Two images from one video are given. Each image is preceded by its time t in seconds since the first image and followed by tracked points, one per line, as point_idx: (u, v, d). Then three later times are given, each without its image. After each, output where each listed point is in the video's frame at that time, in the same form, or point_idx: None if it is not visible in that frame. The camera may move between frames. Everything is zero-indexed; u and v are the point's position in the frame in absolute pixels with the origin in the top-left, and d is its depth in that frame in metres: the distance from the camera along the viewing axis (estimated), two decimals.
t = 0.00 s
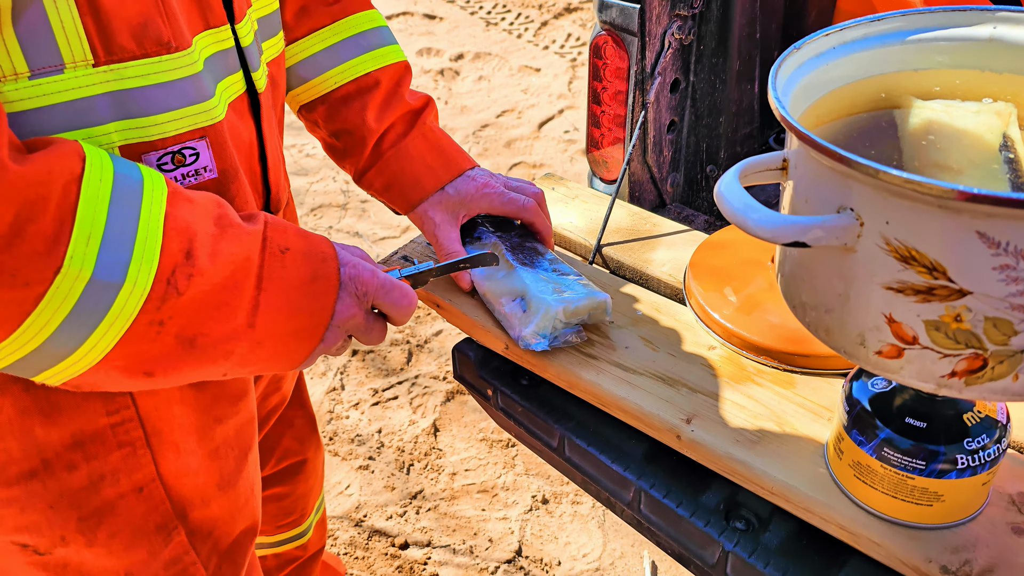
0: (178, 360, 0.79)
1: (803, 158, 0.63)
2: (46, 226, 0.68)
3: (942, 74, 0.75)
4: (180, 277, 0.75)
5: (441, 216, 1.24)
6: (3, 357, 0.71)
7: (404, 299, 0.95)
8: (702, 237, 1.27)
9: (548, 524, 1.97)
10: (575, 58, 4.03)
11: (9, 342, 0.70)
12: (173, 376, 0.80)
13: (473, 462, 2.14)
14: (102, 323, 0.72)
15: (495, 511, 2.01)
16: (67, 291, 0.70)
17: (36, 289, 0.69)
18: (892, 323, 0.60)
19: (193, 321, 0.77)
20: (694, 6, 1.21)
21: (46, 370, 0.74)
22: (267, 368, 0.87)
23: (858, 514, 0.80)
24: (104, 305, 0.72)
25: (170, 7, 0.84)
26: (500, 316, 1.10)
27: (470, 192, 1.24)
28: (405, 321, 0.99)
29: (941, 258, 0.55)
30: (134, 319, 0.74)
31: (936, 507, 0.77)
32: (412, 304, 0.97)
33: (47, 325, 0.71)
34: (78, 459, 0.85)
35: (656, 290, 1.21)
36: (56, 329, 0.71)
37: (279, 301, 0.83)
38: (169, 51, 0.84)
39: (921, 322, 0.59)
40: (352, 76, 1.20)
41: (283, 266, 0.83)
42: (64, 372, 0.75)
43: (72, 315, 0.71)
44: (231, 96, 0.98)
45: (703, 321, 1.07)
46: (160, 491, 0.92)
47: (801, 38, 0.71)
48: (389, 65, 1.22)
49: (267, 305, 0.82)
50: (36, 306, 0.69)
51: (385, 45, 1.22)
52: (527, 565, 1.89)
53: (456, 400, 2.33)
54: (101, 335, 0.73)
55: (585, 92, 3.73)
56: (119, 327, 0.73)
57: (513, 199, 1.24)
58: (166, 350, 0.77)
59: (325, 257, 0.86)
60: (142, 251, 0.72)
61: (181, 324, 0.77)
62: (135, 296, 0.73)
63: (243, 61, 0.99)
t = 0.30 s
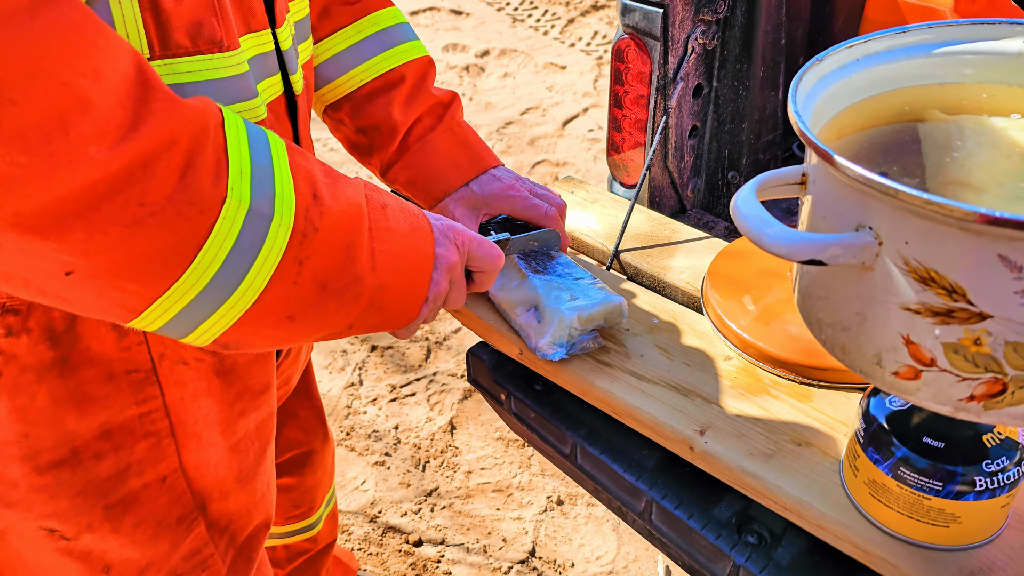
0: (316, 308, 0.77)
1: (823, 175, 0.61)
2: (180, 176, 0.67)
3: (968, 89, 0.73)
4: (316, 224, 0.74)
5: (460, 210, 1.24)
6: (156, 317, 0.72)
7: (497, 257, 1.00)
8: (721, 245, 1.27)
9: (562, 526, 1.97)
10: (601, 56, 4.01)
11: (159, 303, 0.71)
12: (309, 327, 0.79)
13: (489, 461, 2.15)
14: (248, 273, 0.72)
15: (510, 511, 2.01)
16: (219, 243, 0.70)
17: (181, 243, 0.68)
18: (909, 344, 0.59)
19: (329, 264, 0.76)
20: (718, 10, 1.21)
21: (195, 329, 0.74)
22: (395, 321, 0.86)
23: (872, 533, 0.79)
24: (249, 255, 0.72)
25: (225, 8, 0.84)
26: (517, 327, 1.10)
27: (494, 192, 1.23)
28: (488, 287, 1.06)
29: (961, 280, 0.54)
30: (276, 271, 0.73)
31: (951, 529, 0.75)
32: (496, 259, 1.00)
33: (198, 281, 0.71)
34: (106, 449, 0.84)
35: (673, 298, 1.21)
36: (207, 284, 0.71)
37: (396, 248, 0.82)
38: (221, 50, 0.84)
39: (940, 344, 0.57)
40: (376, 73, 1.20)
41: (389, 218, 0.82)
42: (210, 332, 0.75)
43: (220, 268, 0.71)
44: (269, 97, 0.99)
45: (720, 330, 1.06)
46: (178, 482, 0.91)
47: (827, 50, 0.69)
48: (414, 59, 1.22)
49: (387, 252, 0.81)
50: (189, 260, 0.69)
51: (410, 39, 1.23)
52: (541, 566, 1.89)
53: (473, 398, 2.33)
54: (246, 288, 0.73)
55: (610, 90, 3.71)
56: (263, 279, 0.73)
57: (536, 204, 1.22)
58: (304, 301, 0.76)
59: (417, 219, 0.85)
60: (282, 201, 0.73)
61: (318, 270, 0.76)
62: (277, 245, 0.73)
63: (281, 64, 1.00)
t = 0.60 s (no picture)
0: (375, 267, 0.80)
1: (835, 176, 0.60)
2: (261, 118, 0.69)
3: (986, 88, 0.71)
4: (376, 179, 0.78)
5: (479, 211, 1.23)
6: (231, 266, 0.74)
7: (540, 235, 1.05)
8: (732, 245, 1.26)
9: (570, 525, 1.96)
10: (614, 53, 3.99)
11: (236, 250, 0.72)
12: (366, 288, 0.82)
13: (497, 459, 2.14)
14: (319, 221, 0.75)
15: (517, 510, 2.01)
16: (295, 188, 0.72)
17: (258, 188, 0.70)
18: (923, 348, 0.58)
19: (387, 224, 0.79)
20: (730, 7, 1.20)
21: (267, 279, 0.76)
22: (446, 286, 0.91)
23: (883, 539, 0.78)
24: (321, 202, 0.74)
25: None
26: (546, 319, 1.09)
27: (512, 190, 1.22)
28: (529, 267, 1.10)
29: (977, 283, 0.53)
30: (345, 219, 0.76)
31: (964, 536, 0.74)
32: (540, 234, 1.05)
33: (275, 227, 0.73)
34: (128, 421, 0.84)
35: (684, 298, 1.19)
36: (282, 231, 0.73)
37: (445, 214, 0.87)
38: (258, 26, 0.84)
39: (954, 349, 0.56)
40: (388, 74, 1.20)
41: (435, 188, 0.87)
42: (280, 283, 0.78)
43: (296, 216, 0.73)
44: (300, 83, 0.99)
45: (729, 330, 1.05)
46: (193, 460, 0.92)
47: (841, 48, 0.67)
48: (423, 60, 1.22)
49: (437, 217, 0.86)
50: (267, 204, 0.71)
51: (420, 40, 1.23)
52: (548, 565, 1.88)
53: (482, 396, 2.33)
54: (318, 236, 0.75)
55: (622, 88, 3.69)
56: (333, 226, 0.76)
57: (556, 198, 1.22)
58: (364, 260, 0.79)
59: (461, 192, 0.91)
60: (348, 151, 0.76)
61: (378, 229, 0.79)
62: (346, 192, 0.75)
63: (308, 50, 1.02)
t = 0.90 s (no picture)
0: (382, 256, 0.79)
1: (840, 175, 0.59)
2: (275, 97, 0.67)
3: (997, 87, 0.70)
4: (389, 163, 0.77)
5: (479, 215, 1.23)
6: (241, 247, 0.72)
7: (550, 232, 1.04)
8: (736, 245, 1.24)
9: (571, 525, 1.95)
10: (616, 50, 3.97)
11: (247, 230, 0.71)
12: (377, 276, 0.81)
13: (498, 459, 2.13)
14: (338, 193, 0.73)
15: (518, 509, 2.00)
16: (308, 167, 0.71)
17: (270, 167, 0.68)
18: (934, 354, 0.56)
19: (399, 212, 0.79)
20: (735, 5, 1.19)
21: (276, 262, 0.75)
22: (457, 279, 0.92)
23: (890, 546, 0.77)
24: (334, 183, 0.73)
25: None
26: (548, 323, 1.07)
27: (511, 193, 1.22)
28: (540, 267, 1.08)
29: (990, 287, 0.51)
30: (357, 202, 0.75)
31: (973, 543, 0.72)
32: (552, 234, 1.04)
33: (287, 206, 0.71)
34: (134, 405, 0.83)
35: (686, 298, 1.18)
36: (295, 210, 0.72)
37: (456, 206, 0.88)
38: (273, 10, 0.82)
39: (966, 355, 0.55)
40: (391, 75, 1.19)
41: (447, 181, 0.88)
42: (289, 268, 0.76)
43: (308, 195, 0.72)
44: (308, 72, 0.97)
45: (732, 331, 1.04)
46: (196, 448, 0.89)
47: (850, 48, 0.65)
48: (428, 62, 1.20)
49: (449, 208, 0.86)
50: (280, 181, 0.70)
51: (426, 43, 1.22)
52: (548, 565, 1.87)
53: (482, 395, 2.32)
54: (329, 218, 0.74)
55: (623, 85, 3.68)
56: (345, 209, 0.75)
57: (555, 203, 1.21)
58: (375, 247, 0.79)
59: (473, 186, 0.92)
60: (360, 134, 0.75)
61: (390, 216, 0.78)
62: (359, 175, 0.74)
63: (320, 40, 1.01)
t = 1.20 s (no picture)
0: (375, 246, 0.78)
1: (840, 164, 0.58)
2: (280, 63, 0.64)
3: (997, 73, 0.69)
4: (396, 141, 0.76)
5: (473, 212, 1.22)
6: (247, 220, 0.70)
7: (550, 232, 1.03)
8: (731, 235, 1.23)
9: (567, 517, 1.94)
10: (610, 40, 3.94)
11: (253, 203, 0.69)
12: (381, 258, 0.79)
13: (492, 451, 2.12)
14: (347, 164, 0.72)
15: (513, 502, 1.99)
16: (316, 140, 0.69)
17: (275, 139, 0.66)
18: (935, 345, 0.55)
19: (405, 191, 0.77)
20: None
21: (282, 237, 0.73)
22: (459, 267, 0.91)
23: (887, 539, 0.76)
24: (341, 156, 0.71)
25: None
26: (539, 319, 1.06)
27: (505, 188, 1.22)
28: (533, 265, 1.06)
29: (992, 278, 0.50)
30: (365, 176, 0.74)
31: (971, 536, 0.72)
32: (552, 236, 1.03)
33: (294, 179, 0.69)
34: (130, 390, 0.81)
35: (682, 290, 1.17)
36: (302, 184, 0.70)
37: (462, 192, 0.87)
38: None
39: (967, 347, 0.54)
40: (386, 70, 1.17)
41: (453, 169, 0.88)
42: (293, 244, 0.74)
43: (315, 169, 0.70)
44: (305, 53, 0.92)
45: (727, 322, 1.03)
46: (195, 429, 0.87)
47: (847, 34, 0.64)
48: (424, 58, 1.18)
49: (455, 192, 0.86)
50: (288, 153, 0.68)
51: (423, 37, 1.19)
52: (543, 558, 1.87)
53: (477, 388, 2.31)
54: (337, 192, 0.72)
55: (618, 76, 3.65)
56: (352, 183, 0.73)
57: (548, 200, 1.20)
58: (380, 226, 0.77)
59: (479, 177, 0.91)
60: (367, 108, 0.73)
61: (395, 195, 0.77)
62: (366, 150, 0.73)
63: (319, 23, 0.97)
